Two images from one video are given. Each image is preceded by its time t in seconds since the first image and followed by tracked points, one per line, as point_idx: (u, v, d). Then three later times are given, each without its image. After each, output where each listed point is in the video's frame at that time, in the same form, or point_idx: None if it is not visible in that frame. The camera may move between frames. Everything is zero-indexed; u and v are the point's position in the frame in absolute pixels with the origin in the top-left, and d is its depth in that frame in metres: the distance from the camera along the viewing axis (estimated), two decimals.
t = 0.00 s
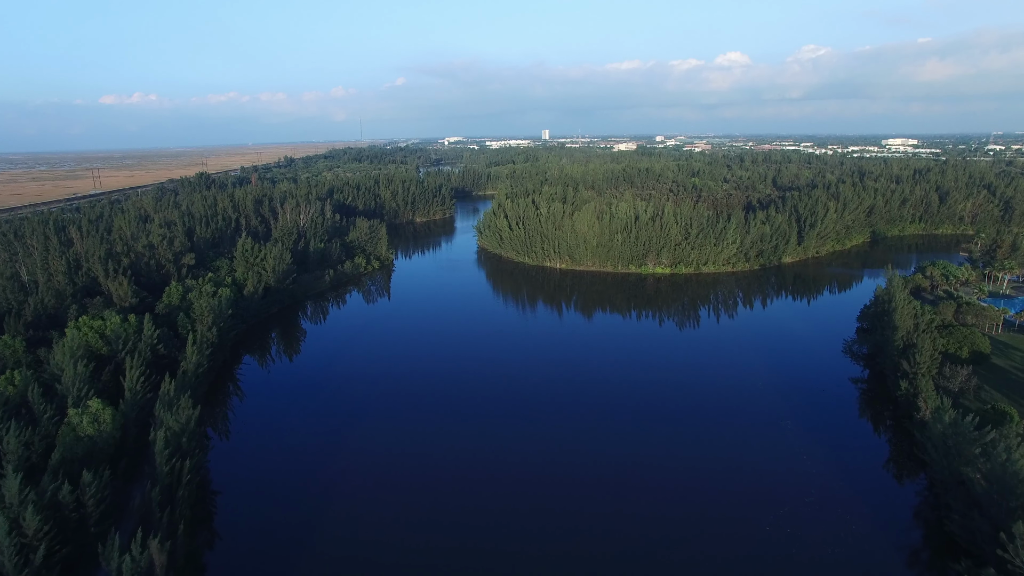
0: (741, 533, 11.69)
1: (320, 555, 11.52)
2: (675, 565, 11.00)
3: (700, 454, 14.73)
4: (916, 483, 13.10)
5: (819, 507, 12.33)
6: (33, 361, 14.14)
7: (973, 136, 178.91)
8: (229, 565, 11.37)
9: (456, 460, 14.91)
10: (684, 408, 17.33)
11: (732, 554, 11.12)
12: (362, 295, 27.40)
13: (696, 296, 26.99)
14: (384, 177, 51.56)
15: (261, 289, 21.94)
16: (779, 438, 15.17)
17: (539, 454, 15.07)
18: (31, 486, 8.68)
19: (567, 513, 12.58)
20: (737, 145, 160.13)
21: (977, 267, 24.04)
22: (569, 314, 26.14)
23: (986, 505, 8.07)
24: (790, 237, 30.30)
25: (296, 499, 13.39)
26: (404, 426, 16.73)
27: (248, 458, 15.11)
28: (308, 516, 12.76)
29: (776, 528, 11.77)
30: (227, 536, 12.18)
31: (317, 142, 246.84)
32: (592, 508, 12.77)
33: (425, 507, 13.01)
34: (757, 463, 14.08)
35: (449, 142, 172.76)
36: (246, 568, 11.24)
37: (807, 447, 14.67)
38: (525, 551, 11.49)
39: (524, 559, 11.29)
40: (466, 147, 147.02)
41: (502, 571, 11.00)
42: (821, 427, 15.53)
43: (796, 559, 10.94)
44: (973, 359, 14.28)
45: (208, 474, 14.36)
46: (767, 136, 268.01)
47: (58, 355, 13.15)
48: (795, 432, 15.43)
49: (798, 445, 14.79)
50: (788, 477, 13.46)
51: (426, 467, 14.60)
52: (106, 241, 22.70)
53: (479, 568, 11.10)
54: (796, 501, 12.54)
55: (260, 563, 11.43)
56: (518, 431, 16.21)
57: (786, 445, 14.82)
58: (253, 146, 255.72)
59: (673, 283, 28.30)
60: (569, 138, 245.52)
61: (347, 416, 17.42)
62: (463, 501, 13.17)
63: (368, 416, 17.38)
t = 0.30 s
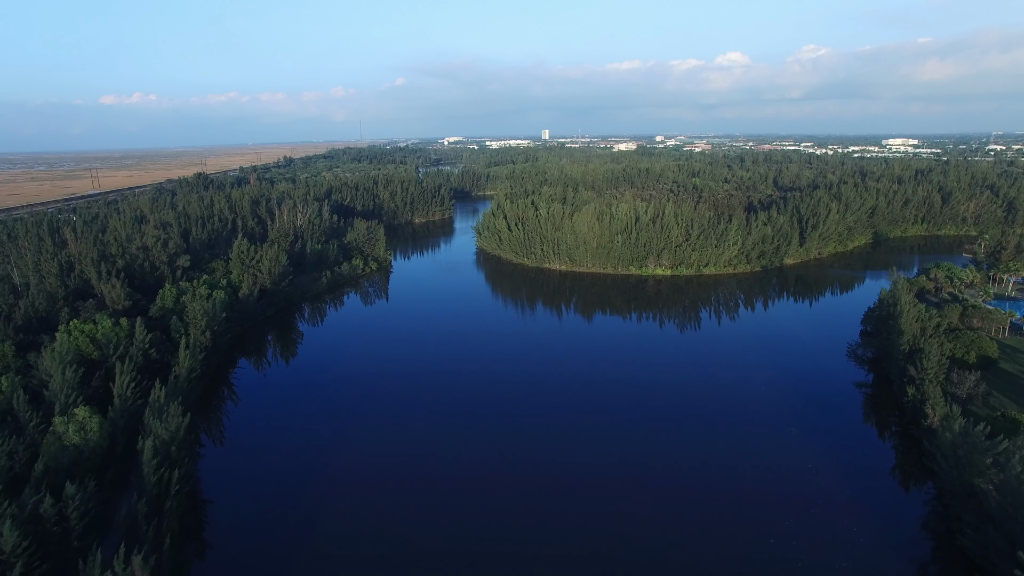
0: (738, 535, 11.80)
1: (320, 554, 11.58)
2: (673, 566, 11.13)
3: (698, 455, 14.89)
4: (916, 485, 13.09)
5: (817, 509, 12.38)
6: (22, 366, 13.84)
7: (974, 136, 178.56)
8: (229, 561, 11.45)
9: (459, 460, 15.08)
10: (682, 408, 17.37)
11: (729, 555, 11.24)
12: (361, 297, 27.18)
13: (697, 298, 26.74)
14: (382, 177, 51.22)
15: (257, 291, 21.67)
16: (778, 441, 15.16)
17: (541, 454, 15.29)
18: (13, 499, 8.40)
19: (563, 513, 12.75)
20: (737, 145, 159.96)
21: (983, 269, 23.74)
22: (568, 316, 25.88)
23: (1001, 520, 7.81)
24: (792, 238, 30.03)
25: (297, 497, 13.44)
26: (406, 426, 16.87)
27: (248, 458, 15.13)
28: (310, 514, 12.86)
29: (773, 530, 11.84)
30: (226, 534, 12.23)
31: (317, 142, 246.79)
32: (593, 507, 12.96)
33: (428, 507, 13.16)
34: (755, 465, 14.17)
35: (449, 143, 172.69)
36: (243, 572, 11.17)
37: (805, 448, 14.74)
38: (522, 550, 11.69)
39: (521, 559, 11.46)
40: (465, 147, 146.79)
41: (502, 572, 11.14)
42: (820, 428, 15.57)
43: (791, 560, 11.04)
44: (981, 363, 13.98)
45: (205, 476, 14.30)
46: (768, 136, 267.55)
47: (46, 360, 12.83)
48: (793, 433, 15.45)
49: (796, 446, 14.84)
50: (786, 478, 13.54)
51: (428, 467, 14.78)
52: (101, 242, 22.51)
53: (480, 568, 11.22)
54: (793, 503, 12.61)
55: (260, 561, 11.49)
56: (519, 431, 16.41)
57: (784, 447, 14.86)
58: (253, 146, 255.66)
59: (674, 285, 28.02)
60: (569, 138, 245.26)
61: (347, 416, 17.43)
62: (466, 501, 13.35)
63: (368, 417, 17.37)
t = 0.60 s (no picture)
0: (738, 534, 11.70)
1: (317, 554, 11.52)
2: (673, 565, 11.04)
3: (698, 453, 14.78)
4: (919, 487, 12.96)
5: (817, 510, 12.25)
6: (10, 372, 13.55)
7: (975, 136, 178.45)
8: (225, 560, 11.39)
9: (458, 460, 14.97)
10: (682, 408, 17.24)
11: (729, 554, 11.17)
12: (358, 298, 26.89)
13: (698, 300, 26.46)
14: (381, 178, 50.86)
15: (252, 294, 21.41)
16: (779, 442, 14.96)
17: (541, 453, 15.16)
18: None
19: (563, 513, 12.63)
20: (737, 145, 159.72)
21: (987, 270, 23.45)
22: (568, 318, 25.61)
23: (1016, 534, 7.54)
24: (794, 239, 29.75)
25: (296, 498, 13.38)
26: (405, 426, 16.76)
27: (244, 459, 15.02)
28: (309, 513, 12.83)
29: (773, 530, 11.75)
30: (223, 534, 12.17)
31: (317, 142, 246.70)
32: (595, 507, 12.84)
33: (429, 506, 13.06)
34: (756, 465, 14.02)
35: (449, 143, 172.46)
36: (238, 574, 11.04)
37: (806, 448, 14.59)
38: (521, 550, 11.57)
39: (520, 559, 11.35)
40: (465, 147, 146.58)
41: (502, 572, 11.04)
42: (820, 428, 15.44)
43: (789, 559, 11.00)
44: (987, 368, 13.70)
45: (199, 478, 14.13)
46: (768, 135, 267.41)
47: (33, 366, 12.54)
48: (794, 433, 15.28)
49: (797, 446, 14.70)
50: (786, 479, 13.42)
51: (428, 466, 14.67)
52: (95, 244, 22.25)
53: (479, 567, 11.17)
54: (793, 504, 12.50)
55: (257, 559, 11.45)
56: (518, 430, 16.34)
57: (786, 448, 14.68)
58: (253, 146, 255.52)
59: (674, 287, 27.76)
60: (569, 138, 244.99)
61: (345, 416, 17.32)
62: (468, 500, 13.26)
63: (366, 417, 17.21)
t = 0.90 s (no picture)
0: (739, 535, 11.59)
1: (315, 556, 11.45)
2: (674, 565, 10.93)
3: (699, 453, 14.59)
4: (921, 488, 12.85)
5: (819, 511, 12.12)
6: None
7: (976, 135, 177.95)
8: (224, 562, 11.38)
9: (458, 459, 14.85)
10: (682, 409, 17.00)
11: (730, 554, 11.05)
12: (356, 301, 26.61)
13: (699, 302, 26.19)
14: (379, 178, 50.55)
15: (247, 297, 21.13)
16: (782, 443, 14.77)
17: (540, 452, 15.05)
18: None
19: (562, 513, 12.51)
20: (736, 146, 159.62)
21: (992, 272, 23.18)
22: (568, 320, 25.31)
23: None
24: (796, 241, 29.43)
25: (294, 500, 13.30)
26: (404, 427, 16.64)
27: (243, 461, 14.93)
28: (308, 515, 12.77)
29: (774, 530, 11.63)
30: (220, 537, 12.10)
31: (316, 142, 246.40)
32: (595, 506, 12.72)
33: (429, 507, 12.96)
34: (758, 466, 13.85)
35: (448, 143, 172.21)
36: None
37: (808, 449, 14.42)
38: (520, 550, 11.45)
39: (519, 558, 11.24)
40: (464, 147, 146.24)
41: (502, 572, 10.94)
42: (823, 429, 15.24)
43: (790, 560, 10.90)
44: (996, 374, 13.39)
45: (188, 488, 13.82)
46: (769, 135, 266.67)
47: (21, 372, 12.24)
48: (796, 434, 15.10)
49: (800, 448, 14.49)
50: (788, 480, 13.26)
51: (428, 466, 14.56)
52: (89, 246, 22.00)
53: (478, 568, 11.08)
54: (795, 505, 12.35)
55: (255, 560, 11.43)
56: (518, 429, 16.21)
57: (788, 449, 14.50)
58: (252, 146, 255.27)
59: (675, 289, 27.48)
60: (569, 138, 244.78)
61: (343, 417, 17.20)
62: (468, 500, 13.15)
63: (364, 419, 17.05)
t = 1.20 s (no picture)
0: (739, 535, 11.73)
1: (316, 556, 11.51)
2: (673, 565, 11.07)
3: (698, 455, 14.76)
4: (920, 490, 12.86)
5: (818, 513, 12.21)
6: None
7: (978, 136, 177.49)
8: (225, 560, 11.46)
9: (458, 459, 14.98)
10: (681, 411, 17.11)
11: (730, 556, 11.14)
12: (355, 303, 26.42)
13: (700, 304, 25.94)
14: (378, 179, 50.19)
15: (243, 301, 20.86)
16: (780, 446, 14.86)
17: (540, 453, 15.18)
18: None
19: (562, 513, 12.63)
20: (738, 145, 159.32)
21: (998, 275, 22.91)
22: (567, 323, 25.05)
23: None
24: (799, 243, 29.11)
25: (293, 500, 13.35)
26: (403, 427, 16.64)
27: (243, 461, 14.97)
28: (308, 514, 12.84)
29: (775, 532, 11.71)
30: (221, 538, 12.14)
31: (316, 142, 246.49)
32: (595, 507, 12.84)
33: (429, 506, 13.05)
34: (757, 468, 13.96)
35: (448, 142, 172.12)
36: None
37: (807, 451, 14.54)
38: (522, 550, 11.58)
39: (521, 558, 11.39)
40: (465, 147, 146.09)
41: (502, 572, 11.05)
42: (822, 431, 15.35)
43: (789, 563, 10.92)
44: (1005, 381, 13.06)
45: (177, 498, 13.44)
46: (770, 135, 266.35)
47: (8, 380, 11.96)
48: (794, 437, 15.20)
49: (799, 450, 14.58)
50: (787, 483, 13.34)
51: (427, 466, 14.68)
52: (83, 248, 21.72)
53: (479, 568, 11.17)
54: (795, 507, 12.44)
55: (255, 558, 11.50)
56: (517, 430, 16.32)
57: (787, 451, 14.60)
58: (252, 146, 255.34)
59: (676, 292, 27.22)
60: (569, 138, 244.49)
61: (342, 418, 17.22)
62: (468, 499, 13.27)
63: (362, 421, 17.05)
